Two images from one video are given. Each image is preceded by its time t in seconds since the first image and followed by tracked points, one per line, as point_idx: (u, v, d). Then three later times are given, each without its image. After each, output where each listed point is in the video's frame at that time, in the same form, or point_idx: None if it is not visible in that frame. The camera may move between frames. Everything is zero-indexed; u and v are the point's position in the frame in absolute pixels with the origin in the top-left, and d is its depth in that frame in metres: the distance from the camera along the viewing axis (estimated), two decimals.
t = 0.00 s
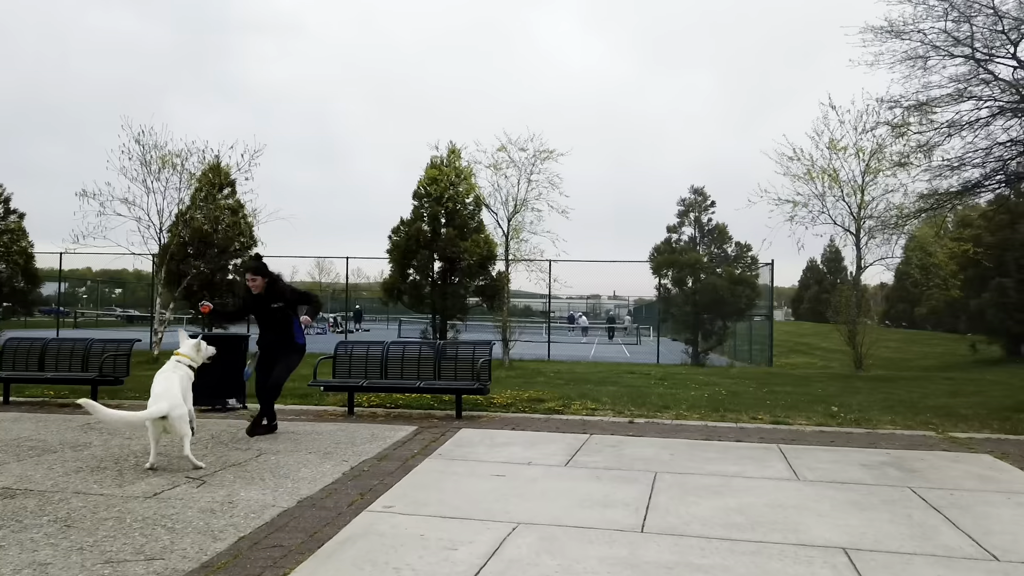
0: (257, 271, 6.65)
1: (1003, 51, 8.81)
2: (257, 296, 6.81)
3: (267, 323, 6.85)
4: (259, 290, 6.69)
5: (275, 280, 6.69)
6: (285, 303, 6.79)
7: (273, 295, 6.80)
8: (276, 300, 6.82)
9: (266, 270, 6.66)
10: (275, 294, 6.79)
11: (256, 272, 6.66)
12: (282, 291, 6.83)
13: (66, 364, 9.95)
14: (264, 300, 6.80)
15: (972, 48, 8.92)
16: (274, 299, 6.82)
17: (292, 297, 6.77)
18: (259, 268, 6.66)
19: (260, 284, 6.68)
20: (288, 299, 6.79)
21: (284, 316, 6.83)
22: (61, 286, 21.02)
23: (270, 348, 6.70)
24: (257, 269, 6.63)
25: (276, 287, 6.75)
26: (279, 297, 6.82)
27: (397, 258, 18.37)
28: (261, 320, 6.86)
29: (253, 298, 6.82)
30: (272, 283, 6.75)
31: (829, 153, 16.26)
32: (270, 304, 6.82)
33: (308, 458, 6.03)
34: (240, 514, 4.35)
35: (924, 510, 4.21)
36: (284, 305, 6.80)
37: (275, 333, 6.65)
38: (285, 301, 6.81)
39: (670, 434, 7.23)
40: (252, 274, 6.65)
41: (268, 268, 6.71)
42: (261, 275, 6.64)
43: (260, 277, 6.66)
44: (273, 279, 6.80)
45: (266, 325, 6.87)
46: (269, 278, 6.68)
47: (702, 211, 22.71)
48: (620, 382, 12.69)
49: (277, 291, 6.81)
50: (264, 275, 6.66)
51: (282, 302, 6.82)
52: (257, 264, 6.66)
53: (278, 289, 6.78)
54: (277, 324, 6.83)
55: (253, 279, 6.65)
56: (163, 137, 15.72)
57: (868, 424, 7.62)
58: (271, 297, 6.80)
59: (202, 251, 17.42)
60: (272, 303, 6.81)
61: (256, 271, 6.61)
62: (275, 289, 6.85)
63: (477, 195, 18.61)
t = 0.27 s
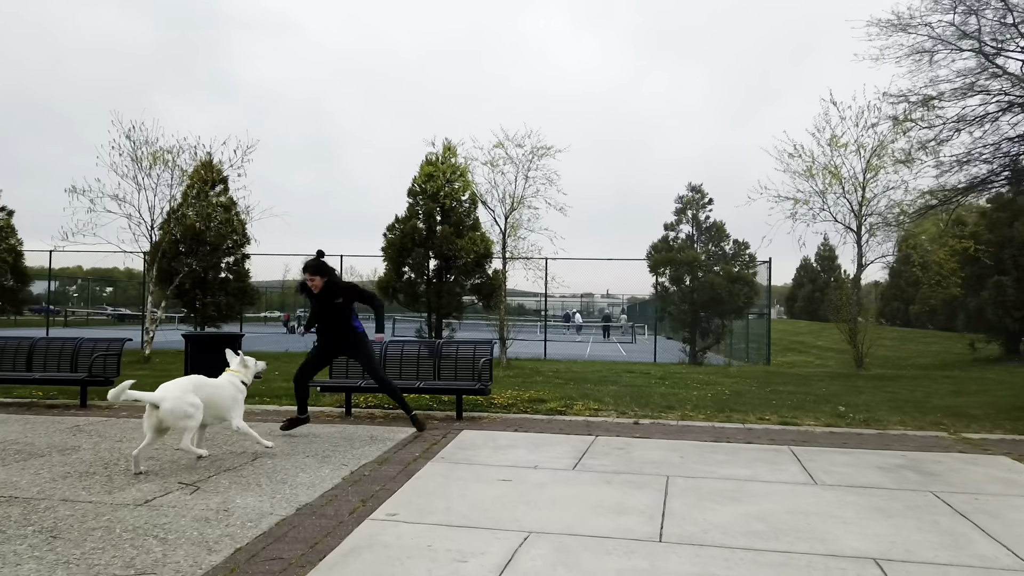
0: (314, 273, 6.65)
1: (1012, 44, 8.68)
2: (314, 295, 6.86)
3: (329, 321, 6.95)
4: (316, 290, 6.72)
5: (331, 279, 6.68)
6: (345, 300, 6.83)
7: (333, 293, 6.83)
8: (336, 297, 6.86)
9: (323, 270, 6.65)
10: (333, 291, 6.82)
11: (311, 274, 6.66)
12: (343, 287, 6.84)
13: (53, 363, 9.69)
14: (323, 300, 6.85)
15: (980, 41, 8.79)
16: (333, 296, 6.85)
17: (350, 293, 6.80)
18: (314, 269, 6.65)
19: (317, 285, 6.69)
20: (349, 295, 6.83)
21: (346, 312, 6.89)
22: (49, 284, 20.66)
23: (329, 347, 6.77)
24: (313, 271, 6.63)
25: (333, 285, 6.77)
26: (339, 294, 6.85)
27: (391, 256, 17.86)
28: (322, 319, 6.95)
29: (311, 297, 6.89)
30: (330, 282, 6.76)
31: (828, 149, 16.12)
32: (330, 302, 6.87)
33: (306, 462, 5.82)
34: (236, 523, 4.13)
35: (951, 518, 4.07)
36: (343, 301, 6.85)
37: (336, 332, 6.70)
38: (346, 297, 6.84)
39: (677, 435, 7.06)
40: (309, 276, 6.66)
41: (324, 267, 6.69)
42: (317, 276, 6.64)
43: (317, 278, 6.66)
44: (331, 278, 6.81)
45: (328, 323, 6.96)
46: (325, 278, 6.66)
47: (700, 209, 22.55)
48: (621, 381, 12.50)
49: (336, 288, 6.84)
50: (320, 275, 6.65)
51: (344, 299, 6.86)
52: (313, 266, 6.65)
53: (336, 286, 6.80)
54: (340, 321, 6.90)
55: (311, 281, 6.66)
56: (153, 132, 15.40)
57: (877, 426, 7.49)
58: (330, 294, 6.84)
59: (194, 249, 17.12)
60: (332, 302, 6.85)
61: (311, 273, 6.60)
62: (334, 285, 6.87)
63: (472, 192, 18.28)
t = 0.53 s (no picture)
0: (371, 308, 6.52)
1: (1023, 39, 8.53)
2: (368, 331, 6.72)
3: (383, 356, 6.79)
4: (373, 326, 6.59)
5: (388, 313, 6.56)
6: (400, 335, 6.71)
7: (387, 328, 6.70)
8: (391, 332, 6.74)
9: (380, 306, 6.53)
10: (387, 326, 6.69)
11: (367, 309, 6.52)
12: (398, 323, 6.73)
13: (45, 364, 9.49)
14: (378, 336, 6.71)
15: (990, 35, 8.63)
16: (388, 332, 6.72)
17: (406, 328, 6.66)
18: (370, 305, 6.52)
19: (374, 321, 6.56)
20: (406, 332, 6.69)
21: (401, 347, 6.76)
22: (42, 284, 20.37)
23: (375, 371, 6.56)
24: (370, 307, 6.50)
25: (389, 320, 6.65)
26: (393, 330, 6.72)
27: (388, 255, 17.57)
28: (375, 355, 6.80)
29: (364, 332, 6.74)
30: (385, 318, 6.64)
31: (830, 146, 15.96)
32: (384, 337, 6.73)
33: (305, 467, 5.61)
34: (233, 533, 3.94)
35: (981, 527, 3.90)
36: (399, 337, 6.72)
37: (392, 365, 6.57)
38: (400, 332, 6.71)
39: (686, 438, 6.88)
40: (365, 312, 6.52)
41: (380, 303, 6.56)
42: (375, 312, 6.51)
43: (375, 314, 6.53)
44: (386, 313, 6.69)
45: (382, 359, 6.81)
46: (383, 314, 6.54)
47: (700, 208, 22.37)
48: (623, 382, 12.30)
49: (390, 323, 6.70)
50: (379, 311, 6.53)
51: (396, 334, 6.74)
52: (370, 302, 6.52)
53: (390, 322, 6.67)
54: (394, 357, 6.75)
55: (369, 317, 6.52)
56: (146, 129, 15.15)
57: (889, 427, 7.34)
58: (385, 330, 6.70)
59: (189, 248, 16.93)
60: (385, 337, 6.72)
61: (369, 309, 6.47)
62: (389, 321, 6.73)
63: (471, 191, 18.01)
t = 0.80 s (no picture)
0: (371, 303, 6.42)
1: None
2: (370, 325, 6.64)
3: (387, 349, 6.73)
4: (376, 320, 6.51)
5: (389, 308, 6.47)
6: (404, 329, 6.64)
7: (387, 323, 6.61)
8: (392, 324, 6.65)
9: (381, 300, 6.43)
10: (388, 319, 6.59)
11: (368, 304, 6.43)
12: (398, 318, 6.63)
13: (42, 363, 9.36)
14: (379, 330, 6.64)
15: (1002, 30, 8.50)
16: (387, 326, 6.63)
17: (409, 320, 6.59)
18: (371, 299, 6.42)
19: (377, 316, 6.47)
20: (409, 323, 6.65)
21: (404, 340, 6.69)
22: (40, 284, 20.18)
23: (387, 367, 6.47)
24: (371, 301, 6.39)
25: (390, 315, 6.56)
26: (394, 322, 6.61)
27: (388, 254, 17.22)
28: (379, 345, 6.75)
29: (364, 324, 6.68)
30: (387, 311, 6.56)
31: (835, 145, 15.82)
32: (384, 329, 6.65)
33: (308, 470, 5.47)
34: (233, 540, 3.79)
35: (1010, 533, 3.76)
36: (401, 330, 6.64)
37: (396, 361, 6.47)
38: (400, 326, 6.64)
39: (696, 439, 6.74)
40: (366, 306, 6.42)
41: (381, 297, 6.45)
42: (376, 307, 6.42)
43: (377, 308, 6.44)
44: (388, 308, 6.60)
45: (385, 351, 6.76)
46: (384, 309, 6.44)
47: (701, 207, 22.22)
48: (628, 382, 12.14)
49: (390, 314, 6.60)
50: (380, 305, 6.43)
51: (397, 331, 6.66)
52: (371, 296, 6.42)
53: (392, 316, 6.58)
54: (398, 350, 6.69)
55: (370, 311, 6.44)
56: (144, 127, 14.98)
57: (902, 429, 7.20)
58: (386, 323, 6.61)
59: (188, 247, 16.89)
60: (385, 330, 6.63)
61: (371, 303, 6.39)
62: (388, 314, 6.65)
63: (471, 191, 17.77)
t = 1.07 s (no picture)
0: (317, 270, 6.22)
1: None
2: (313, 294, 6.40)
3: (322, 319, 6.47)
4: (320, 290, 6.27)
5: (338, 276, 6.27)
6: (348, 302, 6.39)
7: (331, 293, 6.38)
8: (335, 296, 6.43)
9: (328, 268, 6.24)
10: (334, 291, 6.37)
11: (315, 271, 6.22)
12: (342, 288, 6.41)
13: (34, 367, 9.17)
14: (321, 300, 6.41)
15: (1007, 28, 8.41)
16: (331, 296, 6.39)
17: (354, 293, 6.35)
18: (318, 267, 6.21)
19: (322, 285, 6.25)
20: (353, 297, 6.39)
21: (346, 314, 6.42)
22: (34, 286, 19.96)
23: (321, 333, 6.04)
24: (320, 268, 6.19)
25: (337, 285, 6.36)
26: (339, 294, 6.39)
27: (387, 255, 17.07)
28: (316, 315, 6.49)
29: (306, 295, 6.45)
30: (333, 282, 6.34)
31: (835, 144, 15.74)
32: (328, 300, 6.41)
33: (307, 475, 5.33)
34: (231, 550, 3.64)
35: None
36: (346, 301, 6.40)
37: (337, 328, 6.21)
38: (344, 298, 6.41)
39: (702, 442, 6.62)
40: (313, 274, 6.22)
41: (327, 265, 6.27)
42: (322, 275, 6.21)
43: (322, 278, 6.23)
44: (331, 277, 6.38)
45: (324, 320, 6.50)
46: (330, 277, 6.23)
47: (700, 207, 22.12)
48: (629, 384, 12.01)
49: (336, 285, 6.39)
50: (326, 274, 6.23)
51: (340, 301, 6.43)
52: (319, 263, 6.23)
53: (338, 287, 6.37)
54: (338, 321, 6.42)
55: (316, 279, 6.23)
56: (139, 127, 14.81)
57: (911, 431, 7.08)
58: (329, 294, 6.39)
59: (183, 248, 16.54)
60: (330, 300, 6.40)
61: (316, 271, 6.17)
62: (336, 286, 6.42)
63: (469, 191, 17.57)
